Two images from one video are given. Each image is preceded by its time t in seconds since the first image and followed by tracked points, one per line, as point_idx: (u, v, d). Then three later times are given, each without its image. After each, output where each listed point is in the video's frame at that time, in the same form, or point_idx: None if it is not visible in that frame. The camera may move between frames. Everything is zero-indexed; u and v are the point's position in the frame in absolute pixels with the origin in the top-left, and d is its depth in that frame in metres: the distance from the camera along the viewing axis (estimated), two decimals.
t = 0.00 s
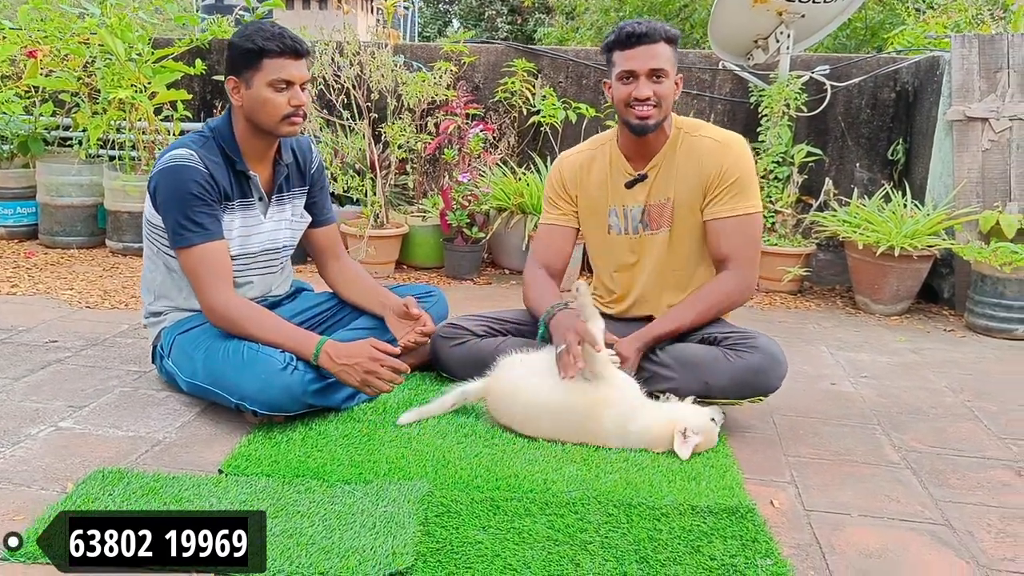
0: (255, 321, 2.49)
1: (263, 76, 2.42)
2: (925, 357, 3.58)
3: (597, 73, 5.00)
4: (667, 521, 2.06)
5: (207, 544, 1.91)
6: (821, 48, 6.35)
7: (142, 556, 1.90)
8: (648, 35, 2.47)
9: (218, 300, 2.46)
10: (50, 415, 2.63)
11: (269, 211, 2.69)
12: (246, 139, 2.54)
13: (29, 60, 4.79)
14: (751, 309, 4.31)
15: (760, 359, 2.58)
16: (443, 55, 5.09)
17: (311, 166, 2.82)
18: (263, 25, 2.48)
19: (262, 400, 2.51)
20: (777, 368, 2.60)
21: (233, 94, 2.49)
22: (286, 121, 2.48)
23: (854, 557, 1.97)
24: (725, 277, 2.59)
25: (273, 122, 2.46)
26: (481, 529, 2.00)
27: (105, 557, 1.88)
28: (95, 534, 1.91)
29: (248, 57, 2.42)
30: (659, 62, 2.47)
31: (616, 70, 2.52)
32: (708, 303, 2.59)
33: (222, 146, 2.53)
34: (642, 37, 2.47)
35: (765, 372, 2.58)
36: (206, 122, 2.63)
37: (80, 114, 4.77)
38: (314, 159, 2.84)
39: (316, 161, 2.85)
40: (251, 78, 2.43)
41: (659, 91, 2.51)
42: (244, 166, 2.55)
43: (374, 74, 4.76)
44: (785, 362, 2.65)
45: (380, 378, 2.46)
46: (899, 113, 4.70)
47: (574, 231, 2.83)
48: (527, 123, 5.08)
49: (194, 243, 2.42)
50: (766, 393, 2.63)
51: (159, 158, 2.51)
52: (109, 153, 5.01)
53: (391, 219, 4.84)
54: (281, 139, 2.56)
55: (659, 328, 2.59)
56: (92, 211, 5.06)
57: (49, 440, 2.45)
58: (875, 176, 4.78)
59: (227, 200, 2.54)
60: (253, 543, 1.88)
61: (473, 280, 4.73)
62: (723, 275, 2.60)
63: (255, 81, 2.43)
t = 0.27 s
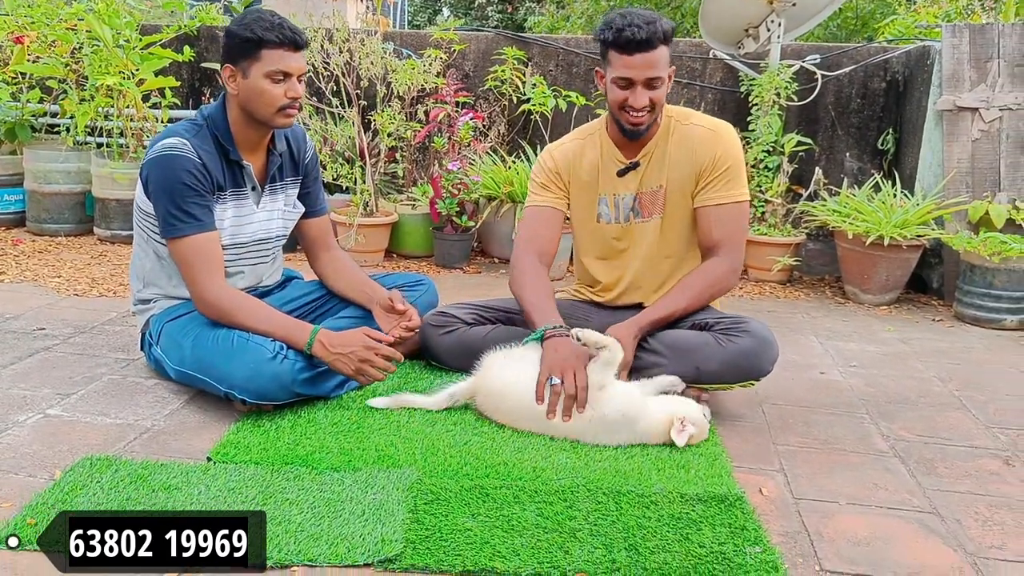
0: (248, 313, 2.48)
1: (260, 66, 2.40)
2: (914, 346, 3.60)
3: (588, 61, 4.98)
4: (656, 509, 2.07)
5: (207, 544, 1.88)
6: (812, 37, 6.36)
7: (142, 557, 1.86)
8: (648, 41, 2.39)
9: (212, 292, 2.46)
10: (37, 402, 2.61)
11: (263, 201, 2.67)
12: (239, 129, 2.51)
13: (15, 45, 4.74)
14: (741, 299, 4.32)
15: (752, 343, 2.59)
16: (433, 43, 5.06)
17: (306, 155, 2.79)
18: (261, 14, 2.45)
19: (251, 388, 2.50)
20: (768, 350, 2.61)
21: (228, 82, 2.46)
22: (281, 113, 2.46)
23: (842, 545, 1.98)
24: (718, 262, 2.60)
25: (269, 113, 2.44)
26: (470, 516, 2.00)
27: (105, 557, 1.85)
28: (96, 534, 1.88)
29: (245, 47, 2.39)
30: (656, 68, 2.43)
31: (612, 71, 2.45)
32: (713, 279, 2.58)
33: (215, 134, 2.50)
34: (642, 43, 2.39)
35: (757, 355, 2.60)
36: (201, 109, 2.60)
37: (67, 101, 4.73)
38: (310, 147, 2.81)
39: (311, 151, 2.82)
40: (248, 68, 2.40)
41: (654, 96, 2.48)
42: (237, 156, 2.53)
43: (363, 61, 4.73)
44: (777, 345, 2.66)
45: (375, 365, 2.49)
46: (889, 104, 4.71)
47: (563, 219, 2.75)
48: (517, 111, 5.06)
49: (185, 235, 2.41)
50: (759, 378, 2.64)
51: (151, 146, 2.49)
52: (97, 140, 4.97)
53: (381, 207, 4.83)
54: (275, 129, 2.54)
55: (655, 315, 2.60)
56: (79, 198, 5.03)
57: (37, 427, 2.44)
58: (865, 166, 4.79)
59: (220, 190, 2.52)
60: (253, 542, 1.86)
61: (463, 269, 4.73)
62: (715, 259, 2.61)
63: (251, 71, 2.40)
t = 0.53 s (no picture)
0: (244, 302, 2.49)
1: (263, 59, 2.36)
2: (907, 334, 3.61)
3: (582, 48, 4.96)
4: (648, 495, 2.08)
5: (207, 544, 1.84)
6: (807, 25, 6.34)
7: (142, 557, 1.81)
8: (666, 44, 2.32)
9: (211, 281, 2.47)
10: (30, 388, 2.61)
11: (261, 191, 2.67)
12: (240, 120, 2.50)
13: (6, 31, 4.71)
14: (735, 286, 4.33)
15: (745, 329, 2.61)
16: (427, 29, 5.04)
17: (305, 144, 2.78)
18: (265, 4, 2.40)
19: (244, 375, 2.50)
20: (762, 337, 2.63)
21: (230, 72, 2.44)
22: (282, 106, 2.44)
23: (834, 531, 2.00)
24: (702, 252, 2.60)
25: (270, 106, 2.42)
26: (463, 502, 2.01)
27: (105, 557, 1.78)
28: (95, 534, 1.83)
29: (249, 38, 2.35)
30: (671, 73, 2.36)
31: (627, 71, 2.37)
32: (691, 272, 2.58)
33: (215, 125, 2.48)
34: (661, 46, 2.32)
35: (751, 340, 2.61)
36: (199, 96, 2.57)
37: (60, 87, 4.70)
38: (309, 136, 2.80)
39: (310, 141, 2.81)
40: (250, 60, 2.37)
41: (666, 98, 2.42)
42: (237, 146, 2.51)
43: (357, 48, 4.70)
44: (770, 333, 2.68)
45: (376, 351, 2.48)
46: (883, 92, 4.71)
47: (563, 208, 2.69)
48: (511, 99, 5.05)
49: (184, 226, 2.41)
50: (752, 363, 2.66)
51: (150, 135, 2.47)
52: (90, 127, 4.94)
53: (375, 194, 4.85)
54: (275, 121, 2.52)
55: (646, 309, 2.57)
56: (72, 184, 5.01)
57: (30, 414, 2.43)
58: (859, 154, 4.79)
59: (219, 180, 2.51)
60: (253, 543, 1.83)
61: (457, 256, 4.73)
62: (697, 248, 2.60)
63: (254, 64, 2.37)
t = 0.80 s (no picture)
0: (242, 301, 2.49)
1: (265, 60, 2.35)
2: (902, 331, 3.62)
3: (578, 45, 4.96)
4: (644, 493, 2.09)
5: (207, 544, 1.84)
6: (803, 22, 6.34)
7: (142, 557, 1.81)
8: (679, 50, 2.27)
9: (211, 281, 2.47)
10: (26, 387, 2.60)
11: (260, 190, 2.67)
12: (240, 120, 2.49)
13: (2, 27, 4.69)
14: (731, 283, 4.33)
15: (739, 328, 2.61)
16: (423, 26, 5.03)
17: (305, 143, 2.77)
18: (268, 4, 2.39)
19: (240, 373, 2.50)
20: (756, 334, 2.63)
21: (231, 71, 2.42)
22: (282, 107, 2.43)
23: (831, 530, 2.00)
24: (672, 263, 2.58)
25: (271, 107, 2.41)
26: (460, 501, 2.01)
27: (105, 557, 1.78)
28: (95, 535, 1.82)
29: (251, 39, 2.34)
30: (682, 78, 2.32)
31: (637, 74, 2.33)
32: (660, 284, 2.56)
33: (215, 124, 2.48)
34: (672, 50, 2.27)
35: (745, 338, 2.61)
36: (199, 95, 2.56)
37: (55, 84, 4.69)
38: (309, 135, 2.79)
39: (309, 140, 2.80)
40: (252, 61, 2.36)
41: (672, 104, 2.39)
42: (237, 146, 2.51)
43: (353, 44, 4.70)
44: (764, 331, 2.68)
45: (376, 348, 2.52)
46: (879, 87, 4.70)
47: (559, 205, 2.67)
48: (507, 95, 5.04)
49: (183, 225, 2.41)
50: (746, 363, 2.66)
51: (149, 132, 2.46)
52: (85, 123, 4.93)
53: (372, 190, 4.84)
54: (275, 121, 2.52)
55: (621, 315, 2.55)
56: (67, 181, 4.99)
57: (26, 412, 2.43)
58: (855, 150, 4.79)
59: (218, 180, 2.51)
60: (254, 542, 1.83)
61: (453, 253, 4.73)
62: (665, 260, 2.59)
63: (256, 65, 2.36)
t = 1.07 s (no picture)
0: (243, 317, 2.50)
1: (268, 77, 2.37)
2: (903, 345, 3.62)
3: (578, 60, 4.99)
4: (646, 509, 2.08)
5: (207, 544, 1.86)
6: (801, 37, 6.38)
7: (142, 556, 1.83)
8: (687, 61, 2.27)
9: (213, 296, 2.47)
10: (27, 402, 2.60)
11: (262, 206, 2.68)
12: (242, 136, 2.50)
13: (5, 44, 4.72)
14: (731, 297, 4.34)
15: (740, 349, 2.61)
16: (424, 41, 5.06)
17: (306, 159, 2.79)
18: (271, 22, 2.41)
19: (241, 388, 2.50)
20: (758, 355, 2.63)
21: (234, 88, 2.44)
22: (285, 124, 2.45)
23: (833, 545, 2.00)
24: (682, 281, 2.61)
25: (273, 123, 2.43)
26: (461, 517, 2.01)
27: (105, 556, 1.82)
28: (95, 534, 1.86)
29: (254, 56, 2.36)
30: (689, 91, 2.32)
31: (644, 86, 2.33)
32: (667, 303, 2.58)
33: (217, 140, 2.49)
34: (679, 61, 2.27)
35: (747, 359, 2.62)
36: (201, 112, 2.58)
37: (57, 99, 4.71)
38: (311, 152, 2.81)
39: (311, 156, 2.81)
40: (255, 78, 2.37)
41: (679, 118, 2.38)
42: (239, 162, 2.52)
43: (355, 60, 4.72)
44: (767, 351, 2.69)
45: (378, 364, 2.52)
46: (878, 102, 4.73)
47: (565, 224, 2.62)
48: (507, 110, 5.06)
49: (184, 241, 2.41)
50: (748, 383, 2.67)
51: (151, 148, 2.47)
52: (87, 139, 4.94)
53: (372, 206, 4.85)
54: (277, 137, 2.53)
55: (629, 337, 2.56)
56: (69, 196, 5.00)
57: (27, 427, 2.43)
58: (854, 165, 4.81)
59: (220, 196, 2.52)
60: (253, 543, 1.85)
61: (453, 267, 4.74)
62: (674, 278, 2.61)
63: (259, 81, 2.37)
